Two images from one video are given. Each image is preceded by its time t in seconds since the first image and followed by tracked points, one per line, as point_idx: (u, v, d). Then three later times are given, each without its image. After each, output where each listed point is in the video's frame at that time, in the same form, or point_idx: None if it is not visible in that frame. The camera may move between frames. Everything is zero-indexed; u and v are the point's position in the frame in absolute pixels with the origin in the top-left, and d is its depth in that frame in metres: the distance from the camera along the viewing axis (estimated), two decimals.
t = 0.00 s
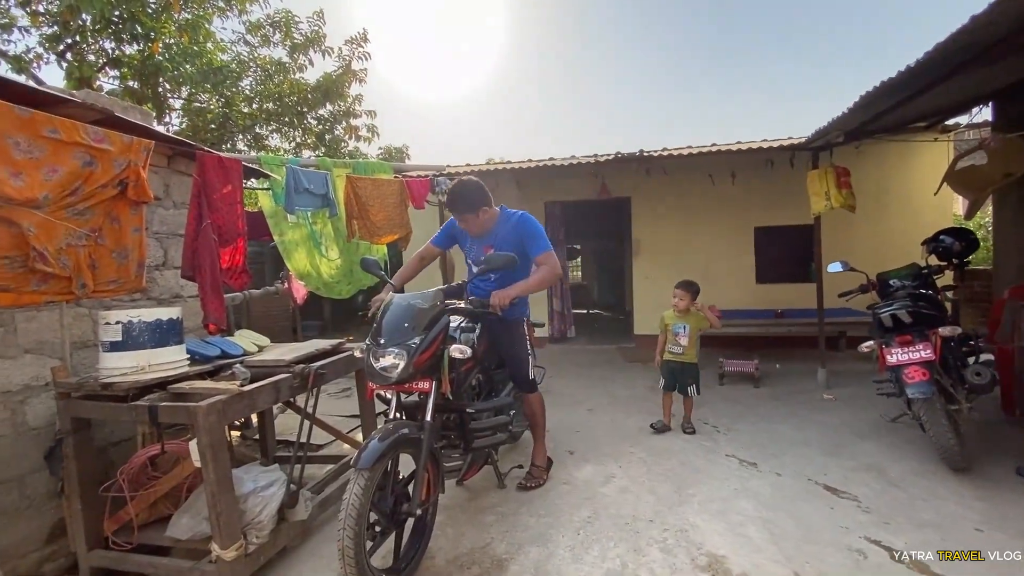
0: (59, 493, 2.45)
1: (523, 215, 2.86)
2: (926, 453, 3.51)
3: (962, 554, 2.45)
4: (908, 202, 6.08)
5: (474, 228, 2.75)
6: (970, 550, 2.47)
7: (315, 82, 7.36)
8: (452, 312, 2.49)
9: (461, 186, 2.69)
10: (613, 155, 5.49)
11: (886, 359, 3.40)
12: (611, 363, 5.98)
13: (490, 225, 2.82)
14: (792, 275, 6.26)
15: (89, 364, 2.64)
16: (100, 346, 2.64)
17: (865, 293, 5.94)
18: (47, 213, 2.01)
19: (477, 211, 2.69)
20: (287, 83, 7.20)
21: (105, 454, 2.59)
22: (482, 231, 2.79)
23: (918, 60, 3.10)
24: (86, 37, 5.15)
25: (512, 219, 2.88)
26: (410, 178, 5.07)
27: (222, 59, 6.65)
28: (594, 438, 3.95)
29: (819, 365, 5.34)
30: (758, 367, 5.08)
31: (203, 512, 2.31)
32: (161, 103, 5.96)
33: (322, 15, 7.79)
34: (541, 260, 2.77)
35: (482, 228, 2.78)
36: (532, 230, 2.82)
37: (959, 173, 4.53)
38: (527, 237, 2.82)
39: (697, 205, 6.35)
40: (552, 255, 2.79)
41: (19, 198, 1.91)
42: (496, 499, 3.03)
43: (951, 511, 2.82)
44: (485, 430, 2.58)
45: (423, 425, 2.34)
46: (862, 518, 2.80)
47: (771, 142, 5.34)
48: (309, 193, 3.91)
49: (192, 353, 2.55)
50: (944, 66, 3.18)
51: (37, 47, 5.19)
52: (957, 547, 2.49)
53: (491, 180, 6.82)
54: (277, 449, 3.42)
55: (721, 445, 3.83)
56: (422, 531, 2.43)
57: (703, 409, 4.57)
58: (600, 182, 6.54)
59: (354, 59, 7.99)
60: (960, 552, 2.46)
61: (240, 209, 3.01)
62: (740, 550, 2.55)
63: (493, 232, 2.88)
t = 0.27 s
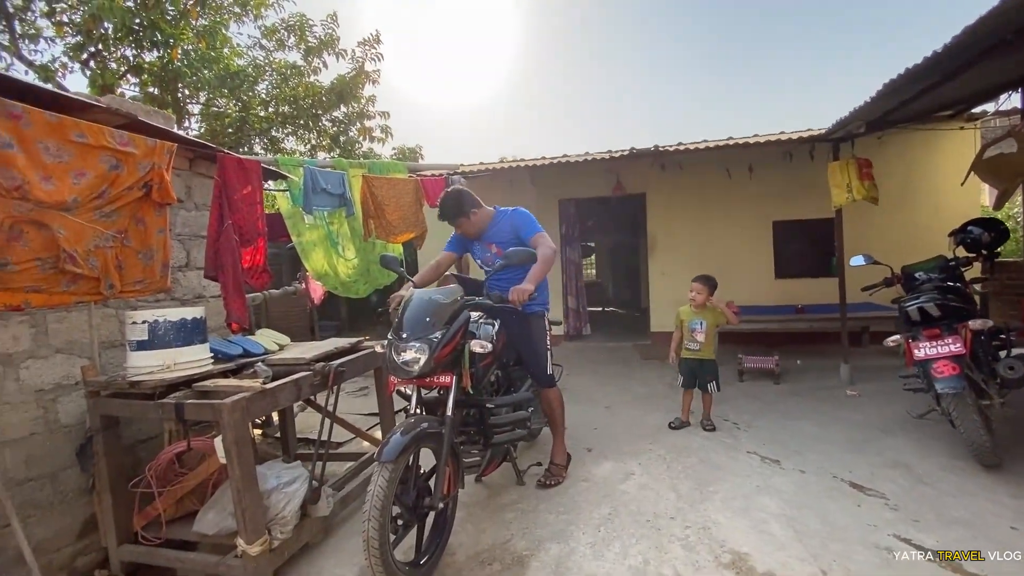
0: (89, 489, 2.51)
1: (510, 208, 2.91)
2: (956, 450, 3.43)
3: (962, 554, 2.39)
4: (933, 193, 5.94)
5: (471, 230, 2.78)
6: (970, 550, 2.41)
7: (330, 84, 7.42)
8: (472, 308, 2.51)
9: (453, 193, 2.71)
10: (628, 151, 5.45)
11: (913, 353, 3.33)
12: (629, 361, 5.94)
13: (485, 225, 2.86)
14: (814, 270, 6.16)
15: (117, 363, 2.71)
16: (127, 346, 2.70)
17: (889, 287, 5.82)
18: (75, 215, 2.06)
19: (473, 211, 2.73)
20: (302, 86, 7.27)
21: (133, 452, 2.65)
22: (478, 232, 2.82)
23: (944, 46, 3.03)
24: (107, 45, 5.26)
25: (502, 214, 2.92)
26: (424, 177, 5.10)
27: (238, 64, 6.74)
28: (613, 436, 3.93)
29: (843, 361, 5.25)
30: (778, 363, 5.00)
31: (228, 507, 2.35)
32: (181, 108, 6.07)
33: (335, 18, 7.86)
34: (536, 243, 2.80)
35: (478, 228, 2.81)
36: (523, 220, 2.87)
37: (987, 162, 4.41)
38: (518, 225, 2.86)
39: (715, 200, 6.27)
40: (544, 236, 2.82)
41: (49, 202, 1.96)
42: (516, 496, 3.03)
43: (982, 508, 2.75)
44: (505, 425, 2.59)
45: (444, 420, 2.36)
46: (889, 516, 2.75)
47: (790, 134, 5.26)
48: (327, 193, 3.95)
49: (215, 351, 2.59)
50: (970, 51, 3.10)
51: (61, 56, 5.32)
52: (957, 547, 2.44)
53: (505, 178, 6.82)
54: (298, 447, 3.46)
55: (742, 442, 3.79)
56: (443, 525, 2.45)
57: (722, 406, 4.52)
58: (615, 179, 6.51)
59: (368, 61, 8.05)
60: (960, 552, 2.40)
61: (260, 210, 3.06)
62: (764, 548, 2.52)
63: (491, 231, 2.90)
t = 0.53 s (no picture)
0: (129, 475, 2.65)
1: (534, 202, 2.91)
2: (992, 451, 3.32)
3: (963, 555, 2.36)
4: (973, 184, 5.73)
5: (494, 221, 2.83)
6: (971, 551, 2.38)
7: (355, 85, 7.56)
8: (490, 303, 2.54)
9: (476, 187, 2.75)
10: (652, 145, 5.41)
11: (949, 350, 3.22)
12: (653, 358, 5.90)
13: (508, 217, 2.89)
14: (845, 265, 6.00)
15: (153, 356, 2.84)
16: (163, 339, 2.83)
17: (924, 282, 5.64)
18: (114, 214, 2.18)
19: (495, 206, 2.76)
20: (329, 87, 7.42)
21: (169, 440, 2.78)
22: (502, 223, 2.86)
23: (979, 30, 2.92)
24: (144, 52, 5.47)
25: (525, 208, 2.93)
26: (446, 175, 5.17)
27: (268, 67, 6.92)
28: (634, 432, 3.93)
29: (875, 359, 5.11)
30: (807, 360, 4.90)
31: (257, 494, 2.45)
32: (213, 111, 6.27)
33: (360, 19, 7.99)
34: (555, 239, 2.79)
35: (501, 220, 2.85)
36: (545, 214, 2.87)
37: None
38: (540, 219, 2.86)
39: (741, 194, 6.18)
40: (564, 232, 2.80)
41: (90, 201, 2.07)
42: (536, 489, 3.06)
43: (1018, 511, 2.66)
44: (524, 420, 2.62)
45: (463, 413, 2.41)
46: (919, 517, 2.68)
47: (820, 125, 5.14)
48: (350, 191, 4.05)
49: (245, 344, 2.69)
50: (1008, 36, 2.99)
51: (102, 63, 5.55)
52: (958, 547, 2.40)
53: (528, 175, 6.83)
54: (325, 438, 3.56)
55: (766, 440, 3.73)
56: (463, 517, 2.49)
57: (747, 404, 4.46)
58: (639, 174, 6.46)
59: (392, 61, 8.16)
60: (961, 553, 2.37)
61: (286, 208, 3.16)
62: (786, 546, 2.49)
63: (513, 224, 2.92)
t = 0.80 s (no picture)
0: (164, 452, 2.82)
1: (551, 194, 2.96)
2: None
3: (962, 554, 2.29)
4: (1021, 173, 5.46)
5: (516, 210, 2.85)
6: (971, 550, 2.31)
7: (385, 81, 7.69)
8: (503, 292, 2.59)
9: (505, 174, 2.74)
10: (677, 136, 5.34)
11: (981, 345, 3.10)
12: (678, 352, 5.85)
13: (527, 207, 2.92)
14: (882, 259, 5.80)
15: (187, 340, 3.00)
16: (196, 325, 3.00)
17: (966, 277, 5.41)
18: (148, 205, 2.32)
19: (521, 197, 2.77)
20: (360, 84, 7.58)
21: (201, 420, 2.94)
22: (520, 212, 2.89)
23: (1017, 9, 2.80)
24: (184, 53, 5.72)
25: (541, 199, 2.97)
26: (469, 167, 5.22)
27: (302, 65, 7.13)
28: (653, 425, 3.92)
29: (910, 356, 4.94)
30: (837, 356, 4.78)
31: (280, 472, 2.58)
32: (249, 109, 6.51)
33: (390, 17, 8.13)
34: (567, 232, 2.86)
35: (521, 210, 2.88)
36: (560, 208, 2.93)
37: None
38: (554, 212, 2.93)
39: (772, 187, 6.04)
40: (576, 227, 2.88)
41: (126, 192, 2.22)
42: (550, 477, 3.11)
43: None
44: (536, 407, 2.66)
45: (475, 398, 2.46)
46: (942, 515, 2.61)
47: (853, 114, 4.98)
48: (374, 184, 4.10)
49: (271, 330, 2.82)
50: None
51: (146, 65, 5.84)
52: (957, 547, 2.34)
53: (553, 168, 6.85)
54: (349, 423, 3.69)
55: (789, 435, 3.67)
56: (474, 501, 2.55)
57: (772, 400, 4.38)
58: (666, 165, 6.40)
59: (421, 57, 8.27)
60: (959, 553, 2.30)
61: (310, 200, 3.29)
62: (799, 540, 2.46)
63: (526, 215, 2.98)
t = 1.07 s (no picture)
0: (198, 429, 2.98)
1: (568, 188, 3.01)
2: None
3: (963, 554, 2.25)
4: None
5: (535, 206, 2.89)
6: (971, 550, 2.27)
7: (411, 78, 7.83)
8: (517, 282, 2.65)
9: (527, 172, 2.76)
10: (701, 130, 5.31)
11: (1009, 341, 3.03)
12: (699, 348, 5.82)
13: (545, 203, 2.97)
14: (914, 256, 5.64)
15: (219, 325, 3.17)
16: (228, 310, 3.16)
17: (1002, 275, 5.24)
18: (183, 195, 2.47)
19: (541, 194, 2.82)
20: (386, 81, 7.72)
21: (232, 400, 3.10)
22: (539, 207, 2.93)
23: None
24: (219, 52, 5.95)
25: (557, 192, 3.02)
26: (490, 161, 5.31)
27: (331, 62, 7.31)
28: (670, 418, 3.94)
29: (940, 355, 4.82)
30: (862, 354, 4.69)
31: (304, 450, 2.71)
32: (280, 105, 6.72)
33: (416, 14, 8.25)
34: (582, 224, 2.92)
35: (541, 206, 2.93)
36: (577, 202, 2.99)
37: None
38: (569, 204, 2.99)
39: (799, 182, 5.95)
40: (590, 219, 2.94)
41: (164, 183, 2.37)
42: (564, 465, 3.17)
43: None
44: (549, 394, 2.73)
45: (488, 384, 2.54)
46: (961, 513, 2.57)
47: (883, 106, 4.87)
48: (395, 176, 4.26)
49: (297, 316, 2.96)
50: None
51: (184, 64, 6.09)
52: (957, 547, 2.29)
53: (576, 162, 6.88)
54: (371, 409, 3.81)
55: (808, 431, 3.64)
56: (487, 484, 2.63)
57: (792, 396, 4.34)
58: (689, 159, 6.36)
59: (446, 53, 8.38)
60: (960, 552, 2.26)
61: (335, 191, 3.48)
62: (810, 531, 2.46)
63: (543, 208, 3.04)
